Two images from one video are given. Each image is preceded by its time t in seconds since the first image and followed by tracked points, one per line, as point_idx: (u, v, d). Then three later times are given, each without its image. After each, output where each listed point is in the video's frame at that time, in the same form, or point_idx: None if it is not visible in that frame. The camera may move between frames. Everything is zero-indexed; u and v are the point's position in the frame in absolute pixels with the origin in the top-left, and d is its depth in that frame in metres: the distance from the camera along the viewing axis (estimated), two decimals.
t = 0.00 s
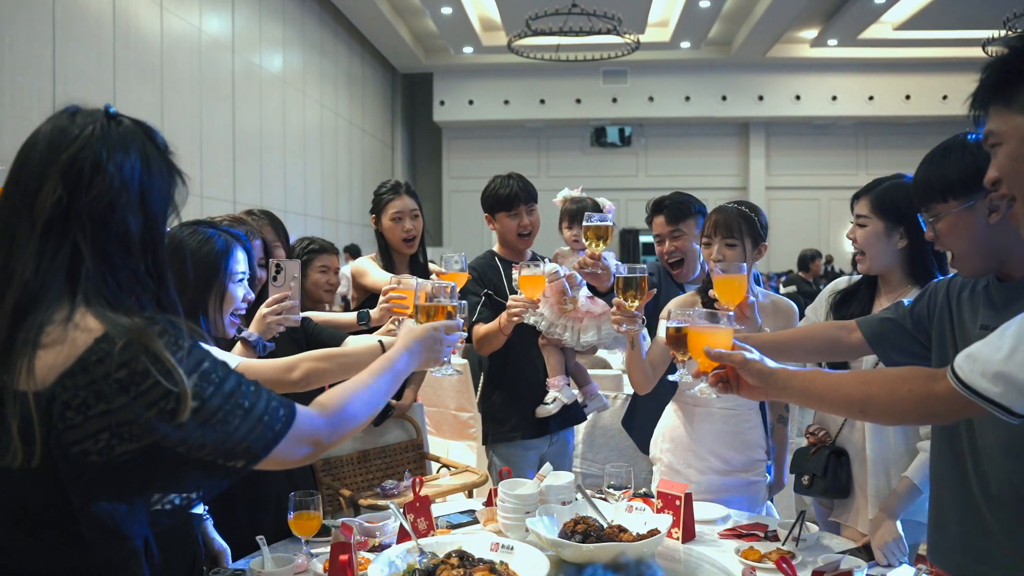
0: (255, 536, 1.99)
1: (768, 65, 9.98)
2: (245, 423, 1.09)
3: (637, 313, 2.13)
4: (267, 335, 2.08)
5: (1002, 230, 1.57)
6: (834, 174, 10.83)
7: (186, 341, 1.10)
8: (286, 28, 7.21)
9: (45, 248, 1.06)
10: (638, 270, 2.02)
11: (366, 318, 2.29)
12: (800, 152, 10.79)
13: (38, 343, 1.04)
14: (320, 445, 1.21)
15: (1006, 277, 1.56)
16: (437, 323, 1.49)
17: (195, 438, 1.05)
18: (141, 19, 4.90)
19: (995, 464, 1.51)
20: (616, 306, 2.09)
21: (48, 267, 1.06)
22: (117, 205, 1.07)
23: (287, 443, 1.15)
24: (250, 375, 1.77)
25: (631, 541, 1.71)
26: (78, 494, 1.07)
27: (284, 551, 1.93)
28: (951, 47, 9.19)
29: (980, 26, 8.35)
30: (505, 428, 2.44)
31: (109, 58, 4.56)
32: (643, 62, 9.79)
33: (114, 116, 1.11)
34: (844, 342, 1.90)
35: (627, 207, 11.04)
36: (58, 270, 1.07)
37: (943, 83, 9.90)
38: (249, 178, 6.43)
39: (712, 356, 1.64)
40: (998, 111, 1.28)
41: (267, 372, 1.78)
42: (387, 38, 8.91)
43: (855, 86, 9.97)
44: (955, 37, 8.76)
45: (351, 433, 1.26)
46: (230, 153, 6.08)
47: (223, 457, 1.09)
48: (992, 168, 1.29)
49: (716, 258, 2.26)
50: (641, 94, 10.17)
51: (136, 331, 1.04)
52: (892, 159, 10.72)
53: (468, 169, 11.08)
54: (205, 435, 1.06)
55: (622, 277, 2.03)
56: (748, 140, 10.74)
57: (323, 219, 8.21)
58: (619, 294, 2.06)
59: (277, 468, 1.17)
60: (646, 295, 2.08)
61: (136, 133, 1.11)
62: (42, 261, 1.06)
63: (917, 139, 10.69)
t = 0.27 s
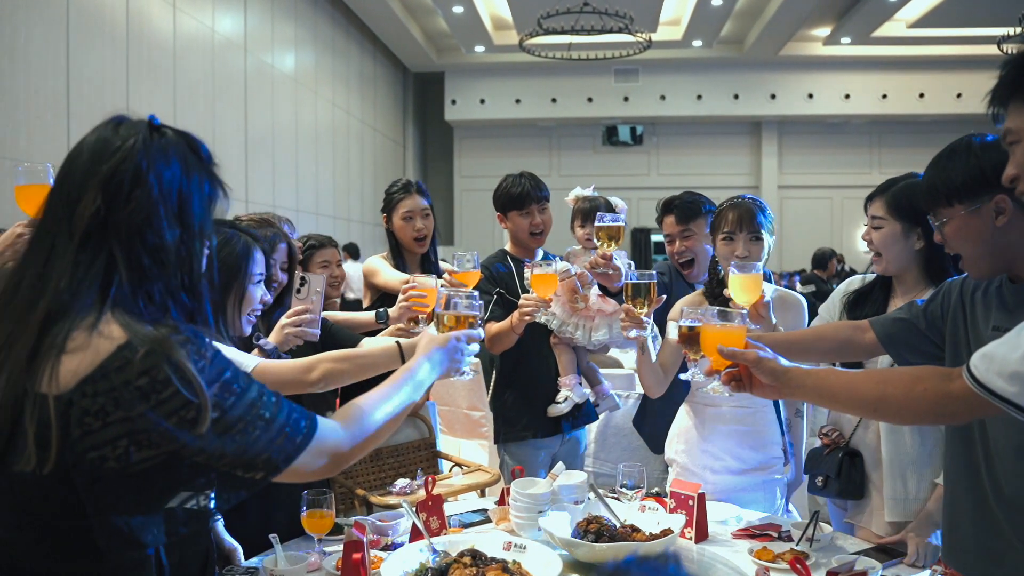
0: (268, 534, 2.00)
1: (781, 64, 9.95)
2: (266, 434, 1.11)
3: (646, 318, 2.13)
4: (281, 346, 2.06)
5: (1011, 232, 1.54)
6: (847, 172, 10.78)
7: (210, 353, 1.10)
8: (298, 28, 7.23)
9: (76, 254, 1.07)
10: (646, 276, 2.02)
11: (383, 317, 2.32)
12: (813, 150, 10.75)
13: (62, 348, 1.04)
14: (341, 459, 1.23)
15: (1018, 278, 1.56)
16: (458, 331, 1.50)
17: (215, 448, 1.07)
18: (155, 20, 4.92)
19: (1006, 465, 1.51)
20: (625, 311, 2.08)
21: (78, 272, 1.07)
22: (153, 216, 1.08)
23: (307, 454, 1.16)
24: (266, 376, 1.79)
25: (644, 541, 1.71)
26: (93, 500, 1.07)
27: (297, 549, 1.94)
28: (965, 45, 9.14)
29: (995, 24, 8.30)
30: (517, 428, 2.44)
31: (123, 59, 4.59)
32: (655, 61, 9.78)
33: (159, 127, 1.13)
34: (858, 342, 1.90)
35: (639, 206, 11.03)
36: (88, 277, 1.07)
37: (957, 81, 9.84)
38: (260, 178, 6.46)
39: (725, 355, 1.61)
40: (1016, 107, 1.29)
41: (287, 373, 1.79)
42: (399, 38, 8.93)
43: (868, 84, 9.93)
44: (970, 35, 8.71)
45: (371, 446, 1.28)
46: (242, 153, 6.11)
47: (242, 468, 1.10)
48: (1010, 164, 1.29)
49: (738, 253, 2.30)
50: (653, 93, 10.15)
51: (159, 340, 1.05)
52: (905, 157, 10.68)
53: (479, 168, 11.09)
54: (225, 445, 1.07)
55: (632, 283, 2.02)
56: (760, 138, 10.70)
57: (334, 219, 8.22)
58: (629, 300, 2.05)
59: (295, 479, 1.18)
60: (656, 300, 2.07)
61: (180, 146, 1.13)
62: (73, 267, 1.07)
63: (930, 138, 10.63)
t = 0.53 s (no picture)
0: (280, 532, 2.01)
1: (793, 62, 9.93)
2: (280, 444, 1.11)
3: (653, 314, 2.13)
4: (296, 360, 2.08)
5: (1011, 233, 1.58)
6: (859, 171, 10.75)
7: (225, 362, 1.10)
8: (308, 27, 7.24)
9: (98, 260, 1.09)
10: (653, 273, 2.02)
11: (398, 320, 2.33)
12: (824, 149, 10.73)
13: (78, 355, 1.03)
14: (355, 464, 1.22)
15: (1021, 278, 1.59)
16: (476, 336, 1.48)
17: (229, 457, 1.07)
18: (166, 19, 4.93)
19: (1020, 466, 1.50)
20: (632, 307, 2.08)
21: (98, 279, 1.08)
22: (173, 220, 1.07)
23: (322, 462, 1.16)
24: (278, 377, 1.80)
25: (656, 540, 1.71)
26: (106, 507, 1.07)
27: (307, 548, 1.94)
28: (978, 43, 9.11)
29: (1008, 21, 8.26)
30: (529, 427, 2.44)
31: (134, 57, 4.61)
32: (666, 59, 9.77)
33: (186, 131, 1.13)
34: (870, 337, 1.89)
35: (649, 205, 11.02)
36: (109, 283, 1.08)
37: (970, 79, 9.79)
38: (270, 176, 6.46)
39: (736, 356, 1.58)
40: None
41: (301, 376, 1.80)
42: (409, 36, 8.94)
43: (880, 83, 9.90)
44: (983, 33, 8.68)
45: (385, 450, 1.28)
46: (253, 151, 6.11)
47: (256, 476, 1.11)
48: None
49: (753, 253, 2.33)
50: (663, 91, 10.13)
51: (175, 350, 1.04)
52: (917, 156, 10.65)
53: (489, 166, 11.09)
54: (239, 454, 1.07)
55: (638, 279, 2.01)
56: (771, 137, 10.68)
57: (344, 218, 8.23)
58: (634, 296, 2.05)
59: (310, 486, 1.19)
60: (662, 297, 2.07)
61: (206, 151, 1.13)
62: (94, 273, 1.08)
63: (942, 137, 10.60)
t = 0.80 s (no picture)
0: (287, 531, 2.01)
1: (801, 61, 9.92)
2: (288, 442, 1.09)
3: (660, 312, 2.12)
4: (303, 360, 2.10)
5: (1018, 232, 1.57)
6: (867, 170, 10.74)
7: (232, 359, 1.08)
8: (316, 26, 7.24)
9: (99, 257, 1.09)
10: (660, 270, 2.02)
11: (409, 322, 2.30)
12: (832, 149, 10.72)
13: (80, 354, 1.03)
14: (359, 463, 1.20)
15: None
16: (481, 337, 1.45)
17: (237, 456, 1.05)
18: (174, 19, 4.94)
19: None
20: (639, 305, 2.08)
21: (101, 277, 1.08)
22: (177, 213, 1.08)
23: (328, 460, 1.14)
24: (285, 375, 1.80)
25: (663, 540, 1.71)
26: (111, 507, 1.08)
27: (314, 547, 1.94)
28: (987, 42, 9.10)
29: (1017, 20, 8.25)
30: (536, 427, 2.44)
31: (142, 57, 4.61)
32: (674, 59, 9.76)
33: (187, 120, 1.12)
34: (876, 335, 1.87)
35: (656, 205, 11.01)
36: (112, 279, 1.09)
37: (979, 79, 9.77)
38: (279, 176, 6.47)
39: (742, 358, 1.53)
40: None
41: (306, 375, 1.81)
42: (417, 36, 8.94)
43: (888, 82, 9.89)
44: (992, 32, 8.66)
45: (389, 449, 1.25)
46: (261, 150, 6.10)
47: (263, 475, 1.09)
48: None
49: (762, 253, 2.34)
50: (671, 91, 10.12)
51: (180, 348, 1.03)
52: (925, 156, 10.63)
53: (497, 166, 11.09)
54: (248, 454, 1.06)
55: (644, 277, 2.02)
56: (779, 137, 10.67)
57: (352, 217, 8.23)
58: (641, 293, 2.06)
59: (319, 485, 1.18)
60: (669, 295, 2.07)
61: (209, 140, 1.12)
62: (94, 271, 1.08)
63: (950, 137, 10.59)
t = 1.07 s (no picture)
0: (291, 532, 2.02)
1: (805, 62, 9.92)
2: (287, 440, 1.08)
3: (664, 313, 2.12)
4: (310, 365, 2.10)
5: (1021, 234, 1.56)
6: (871, 171, 10.72)
7: (230, 353, 1.08)
8: (319, 27, 7.24)
9: (87, 251, 1.09)
10: (662, 270, 2.02)
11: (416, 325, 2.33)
12: (836, 149, 10.71)
13: (74, 348, 1.04)
14: (360, 464, 1.19)
15: None
16: (482, 339, 1.44)
17: (234, 451, 1.05)
18: (178, 20, 4.95)
19: None
20: (642, 306, 2.09)
21: (90, 272, 1.09)
22: (163, 201, 1.07)
23: (328, 460, 1.14)
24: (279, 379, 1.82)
25: (666, 540, 1.71)
26: (104, 504, 1.08)
27: (318, 547, 1.94)
28: (993, 42, 9.08)
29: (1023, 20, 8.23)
30: (541, 428, 2.45)
31: (145, 57, 4.61)
32: (677, 59, 9.76)
33: (177, 110, 1.10)
34: (881, 331, 1.89)
35: (660, 205, 11.02)
36: (102, 273, 1.09)
37: (983, 79, 9.76)
38: (282, 176, 6.49)
39: (743, 360, 1.53)
40: None
41: (296, 382, 1.80)
42: (421, 37, 8.95)
43: (892, 82, 9.87)
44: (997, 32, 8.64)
45: (391, 450, 1.24)
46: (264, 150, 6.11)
47: (261, 473, 1.08)
48: None
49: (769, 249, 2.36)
50: (675, 91, 10.12)
51: (176, 341, 1.03)
52: (929, 157, 10.62)
53: (500, 167, 11.09)
54: (248, 450, 1.06)
55: (648, 276, 2.02)
56: (783, 137, 10.65)
57: (356, 218, 8.24)
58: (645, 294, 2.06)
59: (319, 486, 1.17)
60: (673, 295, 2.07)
61: (199, 129, 1.10)
62: (85, 265, 1.09)
63: (955, 138, 10.57)
